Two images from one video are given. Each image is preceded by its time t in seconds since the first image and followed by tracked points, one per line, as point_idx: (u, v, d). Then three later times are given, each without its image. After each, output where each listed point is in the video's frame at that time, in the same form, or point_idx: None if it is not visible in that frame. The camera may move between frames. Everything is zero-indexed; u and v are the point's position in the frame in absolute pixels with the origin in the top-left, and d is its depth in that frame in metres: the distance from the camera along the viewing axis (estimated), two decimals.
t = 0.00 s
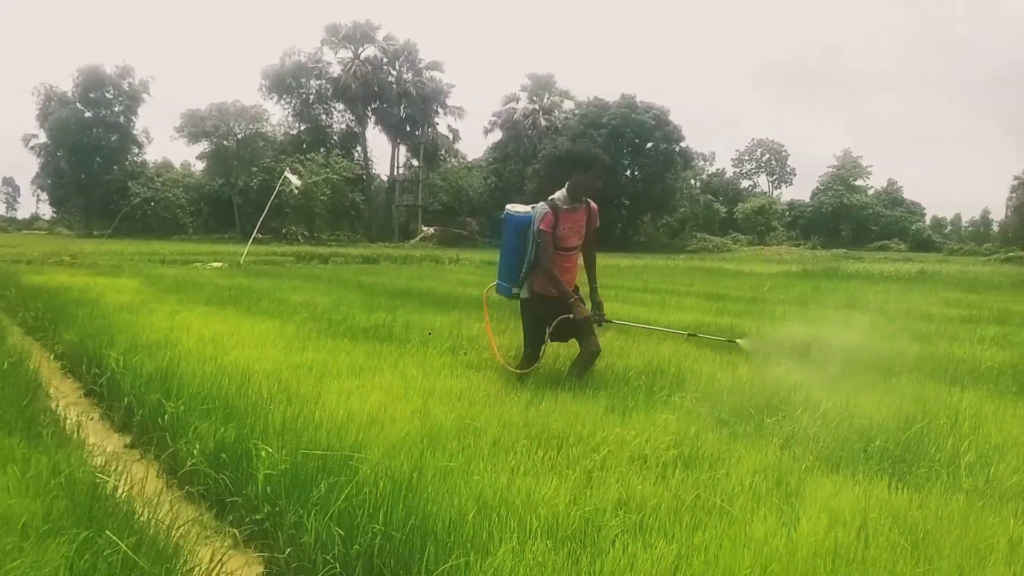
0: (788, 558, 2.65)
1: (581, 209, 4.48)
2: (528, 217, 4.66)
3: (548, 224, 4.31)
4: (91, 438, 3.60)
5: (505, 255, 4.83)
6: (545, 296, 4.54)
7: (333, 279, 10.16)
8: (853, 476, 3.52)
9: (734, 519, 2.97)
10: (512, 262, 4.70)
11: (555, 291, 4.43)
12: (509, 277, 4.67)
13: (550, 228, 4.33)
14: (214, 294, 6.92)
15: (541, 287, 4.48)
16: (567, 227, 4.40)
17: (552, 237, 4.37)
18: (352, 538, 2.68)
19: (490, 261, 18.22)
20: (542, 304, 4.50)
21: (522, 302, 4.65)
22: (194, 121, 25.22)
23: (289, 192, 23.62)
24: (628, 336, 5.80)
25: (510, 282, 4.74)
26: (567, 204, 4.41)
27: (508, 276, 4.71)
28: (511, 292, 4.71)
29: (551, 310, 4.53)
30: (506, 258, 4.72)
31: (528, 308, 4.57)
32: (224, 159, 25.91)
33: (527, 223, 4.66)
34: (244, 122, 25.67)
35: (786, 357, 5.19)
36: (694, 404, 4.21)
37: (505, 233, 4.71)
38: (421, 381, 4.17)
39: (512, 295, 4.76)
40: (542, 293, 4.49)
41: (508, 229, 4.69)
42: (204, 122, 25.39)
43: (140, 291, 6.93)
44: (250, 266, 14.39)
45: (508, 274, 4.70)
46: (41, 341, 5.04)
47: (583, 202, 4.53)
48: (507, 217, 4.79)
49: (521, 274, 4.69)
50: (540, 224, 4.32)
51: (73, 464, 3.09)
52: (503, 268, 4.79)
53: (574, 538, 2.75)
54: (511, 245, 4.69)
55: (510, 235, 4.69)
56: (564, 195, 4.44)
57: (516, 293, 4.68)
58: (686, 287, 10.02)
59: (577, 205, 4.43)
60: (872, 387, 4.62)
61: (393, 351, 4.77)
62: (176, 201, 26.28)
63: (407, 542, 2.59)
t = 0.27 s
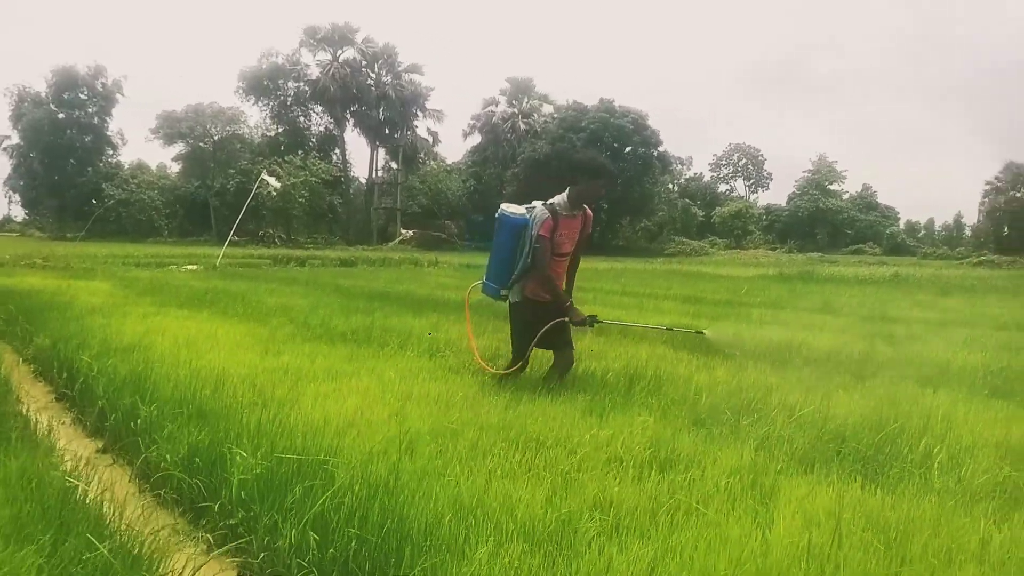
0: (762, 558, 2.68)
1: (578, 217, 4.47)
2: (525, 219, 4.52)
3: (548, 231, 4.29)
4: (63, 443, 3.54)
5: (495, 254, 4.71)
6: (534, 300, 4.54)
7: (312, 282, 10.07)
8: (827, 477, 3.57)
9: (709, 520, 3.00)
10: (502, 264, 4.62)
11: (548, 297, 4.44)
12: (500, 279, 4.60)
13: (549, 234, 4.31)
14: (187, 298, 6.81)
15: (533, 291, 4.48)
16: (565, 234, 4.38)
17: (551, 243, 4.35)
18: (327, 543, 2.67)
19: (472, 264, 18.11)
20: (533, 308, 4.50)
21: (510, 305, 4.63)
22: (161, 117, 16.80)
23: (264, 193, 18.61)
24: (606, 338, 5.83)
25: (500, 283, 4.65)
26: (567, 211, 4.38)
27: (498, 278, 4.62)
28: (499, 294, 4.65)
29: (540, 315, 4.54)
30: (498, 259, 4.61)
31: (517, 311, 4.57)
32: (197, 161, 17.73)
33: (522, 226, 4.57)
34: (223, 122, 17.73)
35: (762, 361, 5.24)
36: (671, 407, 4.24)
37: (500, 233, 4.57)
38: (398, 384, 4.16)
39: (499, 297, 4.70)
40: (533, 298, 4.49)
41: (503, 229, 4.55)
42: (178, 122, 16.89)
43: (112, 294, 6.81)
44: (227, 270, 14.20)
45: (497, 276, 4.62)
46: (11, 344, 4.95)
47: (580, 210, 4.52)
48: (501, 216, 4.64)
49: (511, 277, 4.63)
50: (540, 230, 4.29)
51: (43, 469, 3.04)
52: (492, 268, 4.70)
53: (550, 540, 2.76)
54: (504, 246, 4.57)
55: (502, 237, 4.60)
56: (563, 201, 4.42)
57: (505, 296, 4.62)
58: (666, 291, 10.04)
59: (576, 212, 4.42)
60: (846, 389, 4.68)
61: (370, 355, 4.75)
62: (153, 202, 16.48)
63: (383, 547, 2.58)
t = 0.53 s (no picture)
0: (736, 553, 2.70)
1: (566, 213, 4.45)
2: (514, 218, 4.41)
3: (542, 227, 4.24)
4: (32, 444, 3.50)
5: (481, 255, 4.55)
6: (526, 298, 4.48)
7: (288, 280, 9.99)
8: (800, 471, 3.61)
9: (683, 515, 3.03)
10: (489, 263, 4.50)
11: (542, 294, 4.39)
12: (492, 279, 4.46)
13: (543, 230, 4.26)
14: (160, 296, 6.75)
15: (526, 289, 4.41)
16: (558, 230, 4.35)
17: (544, 239, 4.29)
18: (300, 543, 2.65)
19: (451, 262, 18.03)
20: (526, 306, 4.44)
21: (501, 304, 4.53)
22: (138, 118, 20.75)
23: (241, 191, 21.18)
24: (583, 336, 5.86)
25: (490, 284, 4.50)
26: (557, 207, 4.35)
27: (488, 279, 4.48)
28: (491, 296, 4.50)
29: (532, 312, 4.49)
30: (487, 259, 4.47)
31: (510, 311, 4.49)
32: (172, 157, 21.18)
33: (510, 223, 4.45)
34: (194, 120, 21.66)
35: (738, 357, 5.29)
36: (648, 404, 4.26)
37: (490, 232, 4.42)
38: (374, 383, 4.15)
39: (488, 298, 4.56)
40: (525, 296, 4.43)
41: (493, 228, 4.41)
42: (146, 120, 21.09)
43: (83, 292, 6.74)
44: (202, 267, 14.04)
45: (487, 276, 4.48)
46: None
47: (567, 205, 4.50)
48: (488, 215, 4.50)
49: (501, 278, 4.50)
50: (534, 226, 4.23)
51: (10, 471, 3.00)
52: (479, 269, 4.54)
53: (526, 537, 2.77)
54: (496, 245, 4.43)
55: (489, 235, 4.47)
56: (553, 197, 4.38)
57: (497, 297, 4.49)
58: (644, 288, 10.08)
59: (565, 208, 4.39)
60: (820, 385, 4.73)
61: (346, 353, 4.73)
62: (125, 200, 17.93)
63: (356, 546, 2.57)
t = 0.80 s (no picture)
0: (716, 545, 2.72)
1: (560, 202, 4.38)
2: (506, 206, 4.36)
3: (536, 215, 4.16)
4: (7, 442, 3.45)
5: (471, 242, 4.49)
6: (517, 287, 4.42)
7: (269, 275, 9.95)
8: (778, 463, 3.65)
9: (664, 507, 3.06)
10: (480, 249, 4.43)
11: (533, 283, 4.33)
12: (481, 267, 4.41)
13: (537, 218, 4.18)
14: (136, 292, 6.68)
15: (517, 277, 4.36)
16: (551, 219, 4.27)
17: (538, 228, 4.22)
18: (281, 538, 2.64)
19: (434, 257, 18.02)
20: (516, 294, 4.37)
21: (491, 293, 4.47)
22: (117, 112, 20.78)
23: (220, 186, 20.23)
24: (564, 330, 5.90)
25: (480, 272, 4.46)
26: (551, 196, 4.28)
27: (478, 267, 4.43)
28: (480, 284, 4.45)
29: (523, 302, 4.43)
30: (477, 247, 4.42)
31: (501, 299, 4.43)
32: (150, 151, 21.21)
33: (503, 211, 4.38)
34: (174, 113, 21.24)
35: (718, 350, 5.35)
36: (629, 397, 4.29)
37: (480, 219, 4.36)
38: (356, 377, 4.15)
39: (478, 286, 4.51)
40: (517, 284, 4.37)
41: (484, 215, 4.36)
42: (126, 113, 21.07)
43: (59, 288, 6.67)
44: (181, 262, 13.89)
45: (477, 263, 4.43)
46: None
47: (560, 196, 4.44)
48: (480, 202, 4.44)
49: (491, 266, 4.45)
50: (528, 214, 4.14)
51: None
52: (469, 257, 4.49)
53: (507, 531, 2.78)
54: (486, 233, 4.38)
55: (482, 221, 4.40)
56: (547, 186, 4.31)
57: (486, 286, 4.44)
58: (625, 282, 10.15)
59: (559, 197, 4.33)
60: (799, 378, 4.79)
61: (326, 348, 4.73)
62: (104, 194, 17.78)
63: (337, 541, 2.57)
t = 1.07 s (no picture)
0: (712, 542, 2.73)
1: (571, 203, 4.40)
2: (517, 207, 4.35)
3: (551, 217, 4.17)
4: None
5: (480, 244, 4.45)
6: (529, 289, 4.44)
7: (263, 273, 9.94)
8: (773, 460, 3.66)
9: (658, 505, 3.06)
10: (491, 251, 4.41)
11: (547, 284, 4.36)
12: (494, 269, 4.40)
13: (551, 221, 4.20)
14: (131, 290, 6.71)
15: (531, 280, 4.36)
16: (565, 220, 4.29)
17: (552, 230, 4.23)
18: (274, 538, 2.64)
19: (427, 256, 18.03)
20: (530, 297, 4.35)
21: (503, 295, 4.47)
22: (109, 110, 20.60)
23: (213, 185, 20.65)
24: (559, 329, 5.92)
25: (492, 274, 4.45)
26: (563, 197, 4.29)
27: (490, 268, 4.42)
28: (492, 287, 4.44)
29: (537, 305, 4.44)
30: (488, 248, 4.39)
31: (513, 301, 4.43)
32: (143, 149, 20.98)
33: (514, 212, 4.36)
34: (165, 112, 21.29)
35: (714, 348, 5.35)
36: (624, 396, 4.30)
37: (492, 221, 4.35)
38: (349, 376, 4.15)
39: (489, 288, 4.50)
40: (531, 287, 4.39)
41: (494, 216, 4.34)
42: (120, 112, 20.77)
43: (51, 286, 6.68)
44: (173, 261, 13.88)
45: (489, 265, 4.42)
46: None
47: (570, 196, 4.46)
48: (490, 203, 4.40)
49: (503, 268, 4.45)
50: (543, 216, 4.15)
51: None
52: (479, 258, 4.46)
53: (503, 530, 2.78)
54: (498, 235, 4.36)
55: (492, 222, 4.37)
56: (558, 186, 4.33)
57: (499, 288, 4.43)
58: (620, 280, 10.14)
59: (570, 198, 4.35)
60: (794, 375, 4.81)
61: (321, 346, 4.73)
62: (95, 193, 18.68)
63: (330, 542, 2.56)
